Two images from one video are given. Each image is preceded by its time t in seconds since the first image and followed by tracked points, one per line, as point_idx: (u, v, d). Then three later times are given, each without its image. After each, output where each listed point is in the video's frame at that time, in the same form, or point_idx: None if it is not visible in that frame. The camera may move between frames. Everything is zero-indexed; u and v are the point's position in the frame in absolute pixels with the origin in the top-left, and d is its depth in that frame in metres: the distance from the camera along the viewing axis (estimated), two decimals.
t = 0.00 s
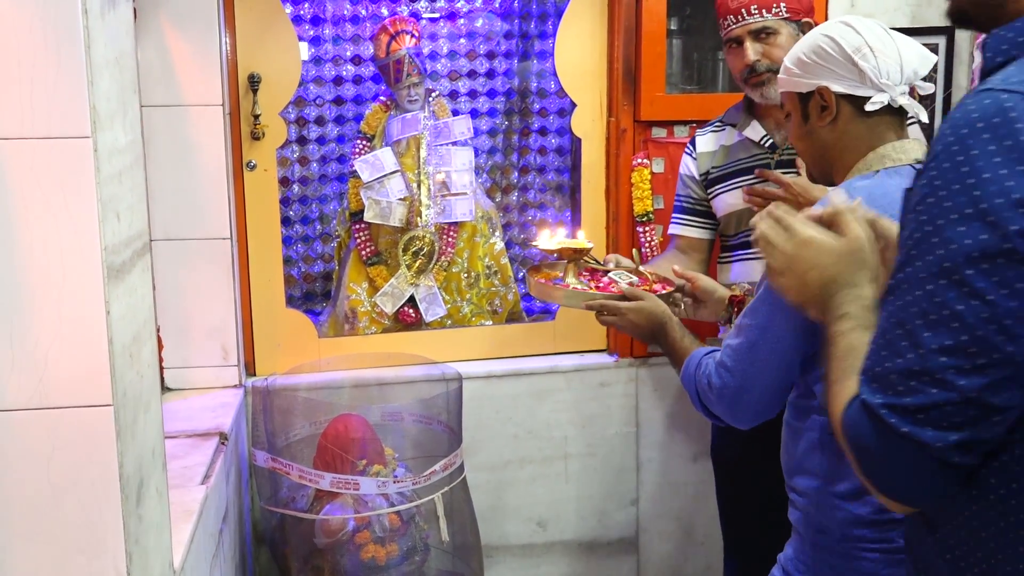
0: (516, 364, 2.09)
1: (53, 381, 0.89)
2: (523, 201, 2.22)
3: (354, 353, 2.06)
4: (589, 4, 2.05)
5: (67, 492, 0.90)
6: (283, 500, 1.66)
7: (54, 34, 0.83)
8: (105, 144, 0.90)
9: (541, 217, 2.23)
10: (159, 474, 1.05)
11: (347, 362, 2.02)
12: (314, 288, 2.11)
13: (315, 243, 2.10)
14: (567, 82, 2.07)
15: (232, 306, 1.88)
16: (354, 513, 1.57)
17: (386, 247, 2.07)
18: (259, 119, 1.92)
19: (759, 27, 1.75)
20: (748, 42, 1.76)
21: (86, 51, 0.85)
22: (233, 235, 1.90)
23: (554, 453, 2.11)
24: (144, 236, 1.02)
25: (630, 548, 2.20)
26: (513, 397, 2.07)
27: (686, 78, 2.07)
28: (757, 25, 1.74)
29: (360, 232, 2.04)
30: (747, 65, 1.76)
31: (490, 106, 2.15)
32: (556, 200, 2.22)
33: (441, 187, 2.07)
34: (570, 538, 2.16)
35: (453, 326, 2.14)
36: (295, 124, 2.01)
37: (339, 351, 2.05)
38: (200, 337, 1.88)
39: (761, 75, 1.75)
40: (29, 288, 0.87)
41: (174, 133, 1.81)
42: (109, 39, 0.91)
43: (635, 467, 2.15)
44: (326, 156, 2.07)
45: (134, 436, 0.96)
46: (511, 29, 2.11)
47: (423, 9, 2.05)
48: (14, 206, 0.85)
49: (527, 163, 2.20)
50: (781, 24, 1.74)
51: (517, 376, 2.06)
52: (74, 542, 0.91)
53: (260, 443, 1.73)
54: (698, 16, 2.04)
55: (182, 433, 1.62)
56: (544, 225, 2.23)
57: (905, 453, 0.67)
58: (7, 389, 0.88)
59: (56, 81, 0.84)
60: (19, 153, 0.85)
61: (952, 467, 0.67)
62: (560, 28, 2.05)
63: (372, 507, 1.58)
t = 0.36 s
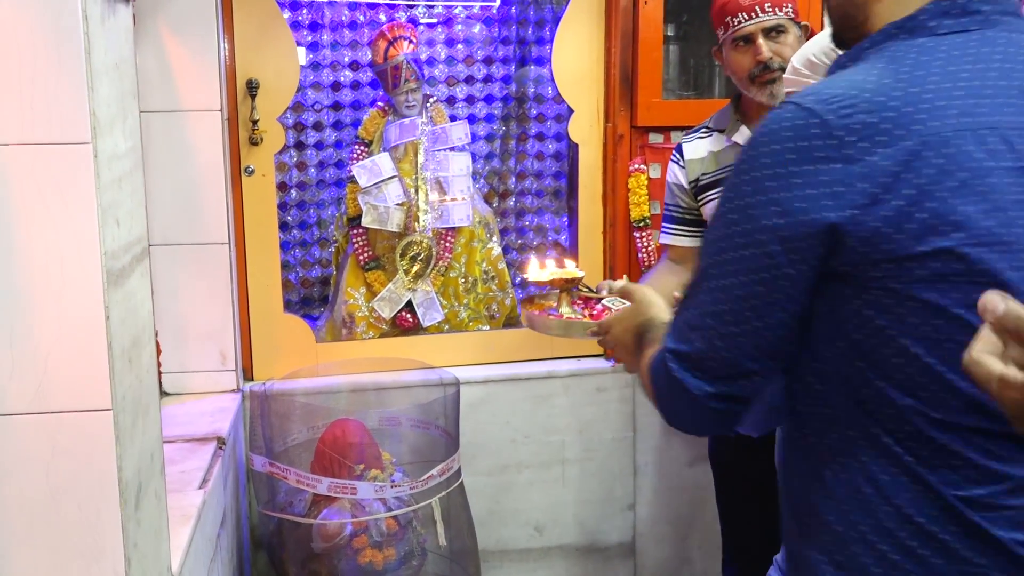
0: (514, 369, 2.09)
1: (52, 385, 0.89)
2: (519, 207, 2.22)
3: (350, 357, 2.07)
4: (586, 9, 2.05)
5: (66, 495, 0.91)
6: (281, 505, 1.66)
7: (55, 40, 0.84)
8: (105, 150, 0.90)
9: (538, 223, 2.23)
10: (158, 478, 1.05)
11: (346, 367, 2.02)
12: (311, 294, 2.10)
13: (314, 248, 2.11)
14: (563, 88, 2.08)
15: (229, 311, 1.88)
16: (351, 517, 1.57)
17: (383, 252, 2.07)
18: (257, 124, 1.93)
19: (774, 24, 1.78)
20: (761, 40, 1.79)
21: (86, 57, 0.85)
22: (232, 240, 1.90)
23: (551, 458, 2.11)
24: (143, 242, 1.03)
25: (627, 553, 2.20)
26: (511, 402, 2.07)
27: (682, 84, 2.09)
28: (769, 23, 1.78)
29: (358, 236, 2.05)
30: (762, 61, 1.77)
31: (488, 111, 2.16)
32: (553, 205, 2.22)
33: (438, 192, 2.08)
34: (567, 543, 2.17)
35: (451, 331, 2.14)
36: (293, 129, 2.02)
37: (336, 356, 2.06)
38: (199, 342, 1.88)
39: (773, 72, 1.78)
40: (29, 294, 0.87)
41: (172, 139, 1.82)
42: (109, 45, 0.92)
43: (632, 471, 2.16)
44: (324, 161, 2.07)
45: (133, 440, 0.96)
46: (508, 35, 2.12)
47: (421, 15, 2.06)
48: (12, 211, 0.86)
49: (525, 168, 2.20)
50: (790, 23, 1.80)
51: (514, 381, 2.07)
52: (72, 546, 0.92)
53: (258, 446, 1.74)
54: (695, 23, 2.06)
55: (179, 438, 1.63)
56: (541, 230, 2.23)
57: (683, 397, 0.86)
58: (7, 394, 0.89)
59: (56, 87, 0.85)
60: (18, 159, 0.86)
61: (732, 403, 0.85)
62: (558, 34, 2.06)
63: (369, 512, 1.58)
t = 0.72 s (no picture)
0: (511, 376, 2.10)
1: (54, 392, 0.90)
2: (516, 216, 2.22)
3: (349, 365, 2.08)
4: (582, 19, 2.08)
5: (67, 502, 0.92)
6: (279, 512, 1.67)
7: (58, 53, 0.86)
8: (106, 161, 0.92)
9: (535, 231, 2.24)
10: (158, 486, 1.06)
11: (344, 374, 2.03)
12: (310, 302, 2.11)
13: (312, 257, 2.11)
14: (558, 95, 2.11)
15: (228, 320, 1.90)
16: (350, 524, 1.58)
17: (381, 261, 2.08)
18: (256, 134, 1.95)
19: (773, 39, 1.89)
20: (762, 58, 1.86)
21: (87, 70, 0.87)
22: (231, 249, 1.92)
23: (548, 466, 2.12)
24: (144, 251, 1.04)
25: (623, 559, 2.21)
26: (508, 410, 2.08)
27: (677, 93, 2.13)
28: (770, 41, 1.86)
29: (356, 246, 2.06)
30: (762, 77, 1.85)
31: (485, 120, 2.17)
32: (550, 213, 2.23)
33: (435, 201, 2.10)
34: (563, 550, 2.18)
35: (448, 339, 2.16)
36: (291, 139, 2.03)
37: (335, 364, 2.07)
38: (198, 351, 1.90)
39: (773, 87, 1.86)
40: (31, 303, 0.89)
41: (172, 148, 1.83)
42: (110, 58, 0.93)
43: (628, 478, 2.17)
44: (322, 170, 2.08)
45: (133, 447, 0.97)
46: (505, 45, 2.13)
47: (418, 25, 2.08)
48: (15, 222, 0.87)
49: (521, 177, 2.21)
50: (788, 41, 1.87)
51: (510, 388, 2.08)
52: (74, 553, 0.93)
53: (257, 455, 1.74)
54: (689, 33, 2.11)
55: (178, 446, 1.64)
56: (537, 238, 2.24)
57: (573, 347, 1.08)
58: (10, 401, 0.90)
59: (59, 100, 0.86)
60: (20, 170, 0.87)
61: (600, 347, 1.06)
62: (553, 44, 2.09)
63: (367, 519, 1.59)
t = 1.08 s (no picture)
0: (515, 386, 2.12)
1: (62, 402, 0.92)
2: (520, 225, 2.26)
3: (355, 375, 2.09)
4: (586, 32, 2.09)
5: (75, 511, 0.93)
6: (286, 521, 1.68)
7: (66, 69, 0.87)
8: (114, 174, 0.93)
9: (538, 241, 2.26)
10: (166, 494, 1.07)
11: (350, 384, 2.05)
12: (316, 312, 2.12)
13: (318, 267, 2.13)
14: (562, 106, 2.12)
15: (235, 331, 1.91)
16: (355, 533, 1.60)
17: (386, 270, 2.09)
18: (262, 146, 1.97)
19: (776, 53, 1.82)
20: (765, 67, 1.82)
21: (94, 86, 0.88)
22: (237, 260, 1.93)
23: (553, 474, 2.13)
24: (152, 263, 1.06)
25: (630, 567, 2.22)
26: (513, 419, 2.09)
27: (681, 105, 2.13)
28: (771, 51, 1.81)
29: (361, 256, 2.08)
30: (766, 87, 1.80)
31: (489, 131, 2.19)
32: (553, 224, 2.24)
33: (441, 211, 2.12)
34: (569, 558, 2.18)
35: (453, 348, 2.16)
36: (296, 151, 2.04)
37: (341, 374, 2.08)
38: (205, 361, 1.91)
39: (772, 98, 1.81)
40: (39, 314, 0.90)
41: (178, 160, 1.85)
42: (118, 73, 0.95)
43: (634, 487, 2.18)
44: (328, 181, 2.09)
45: (141, 457, 0.99)
46: (508, 57, 2.16)
47: (422, 37, 2.10)
48: (25, 234, 0.89)
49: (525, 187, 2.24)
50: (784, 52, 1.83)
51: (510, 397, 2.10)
52: (83, 561, 0.94)
53: (264, 464, 1.75)
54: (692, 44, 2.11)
55: (186, 455, 1.65)
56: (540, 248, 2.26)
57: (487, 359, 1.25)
58: (20, 412, 0.91)
59: (67, 115, 0.88)
60: (29, 184, 0.89)
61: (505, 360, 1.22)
62: (556, 55, 2.10)
63: (373, 528, 1.61)
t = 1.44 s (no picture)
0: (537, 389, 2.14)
1: (83, 408, 0.93)
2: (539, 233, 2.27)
3: (371, 382, 2.10)
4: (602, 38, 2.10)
5: (94, 515, 0.94)
6: (303, 527, 1.68)
7: (90, 80, 0.89)
8: (135, 182, 0.94)
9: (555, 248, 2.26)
10: (185, 500, 1.08)
11: (365, 391, 2.06)
12: (333, 318, 2.14)
13: (334, 274, 2.14)
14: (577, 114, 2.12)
15: (251, 338, 1.92)
16: (372, 539, 1.60)
17: (403, 277, 2.09)
18: (279, 154, 1.98)
19: (789, 51, 1.78)
20: (777, 64, 1.77)
21: (117, 96, 0.89)
22: (254, 267, 1.94)
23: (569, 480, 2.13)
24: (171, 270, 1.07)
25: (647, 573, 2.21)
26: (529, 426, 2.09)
27: (696, 112, 2.13)
28: (784, 49, 1.77)
29: (378, 263, 2.09)
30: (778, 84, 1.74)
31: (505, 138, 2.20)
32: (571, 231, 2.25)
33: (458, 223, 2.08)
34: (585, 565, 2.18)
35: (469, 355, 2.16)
36: (313, 158, 2.07)
37: (357, 380, 2.09)
38: (222, 367, 1.93)
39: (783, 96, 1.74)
40: (59, 321, 0.91)
41: (196, 168, 1.87)
42: (139, 82, 0.96)
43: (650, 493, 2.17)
44: (344, 189, 2.11)
45: (161, 462, 0.99)
46: (524, 64, 2.16)
47: (438, 45, 2.12)
48: (47, 243, 0.90)
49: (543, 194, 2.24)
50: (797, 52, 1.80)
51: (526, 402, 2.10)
52: (103, 565, 0.95)
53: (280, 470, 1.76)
54: (707, 50, 2.10)
55: (204, 461, 1.66)
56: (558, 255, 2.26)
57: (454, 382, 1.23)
58: (40, 417, 0.92)
59: (91, 124, 0.89)
60: (52, 192, 0.90)
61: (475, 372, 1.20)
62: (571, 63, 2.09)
63: (389, 534, 1.60)
